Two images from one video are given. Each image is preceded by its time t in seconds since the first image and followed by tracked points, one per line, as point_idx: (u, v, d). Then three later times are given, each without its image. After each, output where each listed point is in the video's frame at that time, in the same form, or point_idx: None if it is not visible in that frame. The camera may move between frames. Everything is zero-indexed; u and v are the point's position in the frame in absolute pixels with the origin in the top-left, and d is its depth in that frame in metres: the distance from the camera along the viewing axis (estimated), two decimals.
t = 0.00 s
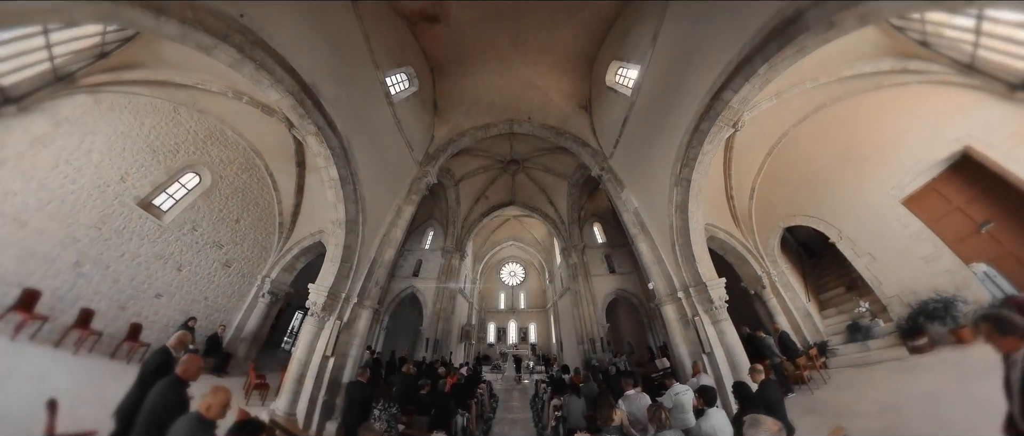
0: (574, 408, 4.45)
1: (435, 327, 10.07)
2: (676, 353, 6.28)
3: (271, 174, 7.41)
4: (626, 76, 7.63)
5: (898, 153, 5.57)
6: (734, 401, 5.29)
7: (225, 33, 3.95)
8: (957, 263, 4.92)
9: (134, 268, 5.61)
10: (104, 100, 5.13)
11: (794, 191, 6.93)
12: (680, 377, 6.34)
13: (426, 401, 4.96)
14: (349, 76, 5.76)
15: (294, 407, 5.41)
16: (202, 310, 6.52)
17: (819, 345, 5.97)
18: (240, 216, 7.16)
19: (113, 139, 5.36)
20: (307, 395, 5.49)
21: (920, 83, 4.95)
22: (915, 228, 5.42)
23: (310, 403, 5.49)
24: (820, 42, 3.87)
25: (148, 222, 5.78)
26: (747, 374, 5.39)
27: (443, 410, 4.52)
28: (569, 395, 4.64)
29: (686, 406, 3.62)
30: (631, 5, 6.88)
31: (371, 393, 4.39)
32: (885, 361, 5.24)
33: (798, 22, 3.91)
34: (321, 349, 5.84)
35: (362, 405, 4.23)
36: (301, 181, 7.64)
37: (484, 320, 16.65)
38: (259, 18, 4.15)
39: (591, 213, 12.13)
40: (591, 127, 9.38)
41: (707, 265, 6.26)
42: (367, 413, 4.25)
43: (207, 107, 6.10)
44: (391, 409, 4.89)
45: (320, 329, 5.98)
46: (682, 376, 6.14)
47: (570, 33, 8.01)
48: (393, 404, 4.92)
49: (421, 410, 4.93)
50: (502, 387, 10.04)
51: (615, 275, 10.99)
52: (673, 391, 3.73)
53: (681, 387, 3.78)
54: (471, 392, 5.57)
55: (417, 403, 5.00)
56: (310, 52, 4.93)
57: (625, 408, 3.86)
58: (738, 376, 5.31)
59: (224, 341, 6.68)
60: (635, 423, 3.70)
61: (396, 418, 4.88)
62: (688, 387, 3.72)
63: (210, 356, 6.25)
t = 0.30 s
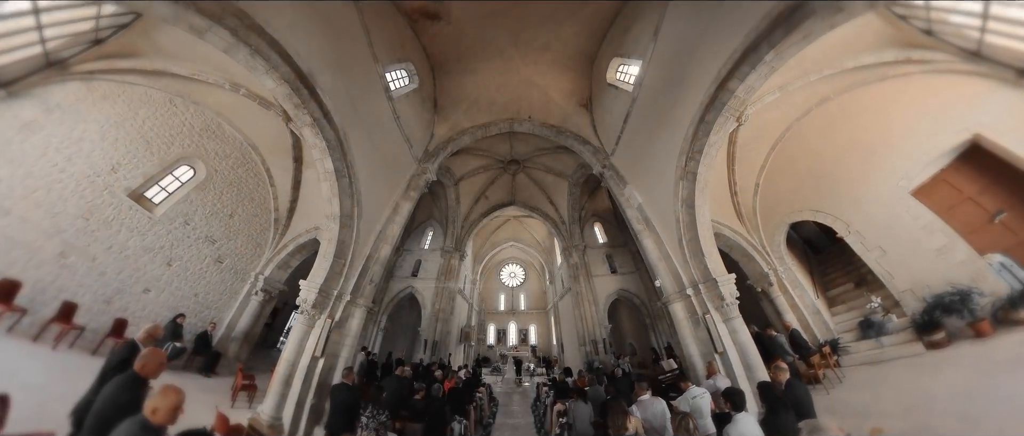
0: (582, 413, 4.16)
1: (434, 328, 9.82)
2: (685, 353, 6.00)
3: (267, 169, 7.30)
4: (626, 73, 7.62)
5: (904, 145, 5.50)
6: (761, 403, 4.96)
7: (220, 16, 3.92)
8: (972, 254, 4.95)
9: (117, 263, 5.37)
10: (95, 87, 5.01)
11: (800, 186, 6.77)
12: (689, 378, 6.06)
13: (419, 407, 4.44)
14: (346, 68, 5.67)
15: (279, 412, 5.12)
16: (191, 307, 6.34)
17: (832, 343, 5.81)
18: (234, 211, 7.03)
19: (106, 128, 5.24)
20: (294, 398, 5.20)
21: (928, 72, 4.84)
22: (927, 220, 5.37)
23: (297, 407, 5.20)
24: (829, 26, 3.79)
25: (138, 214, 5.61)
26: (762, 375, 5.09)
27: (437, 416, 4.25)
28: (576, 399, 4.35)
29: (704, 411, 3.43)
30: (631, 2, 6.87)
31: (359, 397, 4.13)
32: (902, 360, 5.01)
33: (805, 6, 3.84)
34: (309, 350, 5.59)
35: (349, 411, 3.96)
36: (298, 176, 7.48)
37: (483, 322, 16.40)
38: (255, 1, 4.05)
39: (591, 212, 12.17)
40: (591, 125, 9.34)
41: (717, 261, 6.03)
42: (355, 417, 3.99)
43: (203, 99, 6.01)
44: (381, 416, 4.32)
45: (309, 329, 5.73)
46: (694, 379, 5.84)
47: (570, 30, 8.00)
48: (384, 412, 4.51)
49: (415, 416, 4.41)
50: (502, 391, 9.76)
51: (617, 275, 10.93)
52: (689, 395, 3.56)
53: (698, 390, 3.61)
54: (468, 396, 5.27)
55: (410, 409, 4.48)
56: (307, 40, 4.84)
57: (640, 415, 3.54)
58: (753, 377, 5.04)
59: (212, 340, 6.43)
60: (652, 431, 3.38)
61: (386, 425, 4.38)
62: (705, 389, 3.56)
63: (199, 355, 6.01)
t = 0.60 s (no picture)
0: (589, 417, 3.99)
1: (432, 329, 9.63)
2: (696, 353, 5.77)
3: (264, 164, 7.22)
4: (626, 70, 7.66)
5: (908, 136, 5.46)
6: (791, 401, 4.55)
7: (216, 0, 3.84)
8: (984, 244, 4.83)
9: (111, 256, 5.23)
10: (91, 76, 4.91)
11: (805, 181, 6.70)
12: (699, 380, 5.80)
13: (412, 413, 4.18)
14: (344, 60, 5.58)
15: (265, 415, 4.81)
16: (182, 302, 6.10)
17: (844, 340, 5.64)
18: (230, 206, 6.92)
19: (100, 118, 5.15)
20: (279, 401, 4.87)
21: (933, 63, 4.78)
22: (936, 211, 5.31)
23: (284, 409, 4.89)
24: (835, 10, 3.72)
25: (129, 205, 5.51)
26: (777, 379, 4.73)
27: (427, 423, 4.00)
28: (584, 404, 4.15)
29: (721, 414, 3.32)
30: None
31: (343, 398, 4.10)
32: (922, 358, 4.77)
33: None
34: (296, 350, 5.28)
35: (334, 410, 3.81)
36: (295, 172, 7.38)
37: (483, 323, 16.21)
38: None
39: (592, 212, 12.15)
40: (591, 124, 9.30)
41: (725, 256, 5.82)
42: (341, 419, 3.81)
43: (200, 91, 5.97)
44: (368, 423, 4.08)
45: (299, 327, 5.48)
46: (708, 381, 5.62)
47: (570, 29, 8.03)
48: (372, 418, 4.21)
49: (407, 422, 4.15)
50: (502, 393, 9.53)
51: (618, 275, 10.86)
52: (705, 398, 3.45)
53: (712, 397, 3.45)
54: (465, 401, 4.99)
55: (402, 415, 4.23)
56: (303, 29, 4.74)
57: (655, 422, 3.31)
58: (767, 376, 4.78)
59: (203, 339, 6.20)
60: None
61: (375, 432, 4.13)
62: (721, 392, 3.45)
63: (188, 353, 5.82)
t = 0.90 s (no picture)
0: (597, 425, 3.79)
1: (430, 331, 9.48)
2: (706, 354, 5.52)
3: (261, 159, 7.12)
4: (626, 69, 7.69)
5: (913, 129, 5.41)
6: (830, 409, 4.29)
7: None
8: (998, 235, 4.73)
9: (100, 248, 5.07)
10: (87, 65, 4.84)
11: (808, 176, 6.60)
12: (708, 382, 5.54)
13: (404, 421, 4.10)
14: (344, 52, 5.48)
15: (248, 418, 4.53)
16: (172, 298, 5.94)
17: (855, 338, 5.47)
18: (224, 201, 6.81)
19: (92, 107, 5.05)
20: (264, 404, 4.60)
21: (934, 53, 4.69)
22: (947, 201, 5.27)
23: (270, 413, 4.61)
24: None
25: (119, 197, 5.38)
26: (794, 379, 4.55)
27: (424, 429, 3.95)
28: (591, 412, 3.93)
29: (741, 420, 3.20)
30: None
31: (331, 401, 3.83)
32: (940, 355, 4.57)
33: None
34: (284, 350, 5.04)
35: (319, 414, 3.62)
36: (293, 168, 7.27)
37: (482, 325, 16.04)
38: None
39: (593, 213, 12.06)
40: (591, 122, 9.25)
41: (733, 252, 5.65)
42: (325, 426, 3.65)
43: (197, 84, 5.89)
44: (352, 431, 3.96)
45: (288, 326, 5.27)
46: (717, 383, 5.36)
47: (571, 27, 8.02)
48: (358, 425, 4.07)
49: (399, 429, 4.08)
50: (501, 397, 9.34)
51: (619, 275, 10.78)
52: (724, 403, 3.33)
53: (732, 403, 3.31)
54: (462, 407, 4.79)
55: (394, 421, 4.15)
56: (302, 19, 4.65)
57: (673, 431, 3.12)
58: (784, 376, 4.55)
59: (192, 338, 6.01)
60: None
61: None
62: (740, 396, 3.34)
63: (176, 352, 5.60)
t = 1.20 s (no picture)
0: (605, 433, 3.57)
1: (429, 331, 9.34)
2: (717, 354, 5.24)
3: (259, 154, 6.99)
4: (627, 67, 7.71)
5: (919, 120, 5.33)
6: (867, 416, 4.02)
7: None
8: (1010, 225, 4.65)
9: (86, 239, 4.94)
10: (85, 55, 4.77)
11: (812, 170, 6.56)
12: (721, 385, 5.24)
13: (397, 428, 3.91)
14: (342, 43, 5.37)
15: (230, 423, 4.22)
16: (162, 293, 5.81)
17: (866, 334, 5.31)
18: (220, 196, 6.69)
19: (89, 96, 4.99)
20: (246, 407, 4.30)
21: (938, 43, 4.58)
22: (960, 193, 5.11)
23: (253, 417, 4.31)
24: None
25: (111, 188, 5.25)
26: (810, 377, 4.32)
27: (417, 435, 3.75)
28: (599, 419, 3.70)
29: (767, 426, 2.82)
30: None
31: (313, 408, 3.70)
32: (961, 351, 4.36)
33: None
34: (270, 349, 4.78)
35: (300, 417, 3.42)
36: (290, 163, 7.15)
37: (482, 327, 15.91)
38: None
39: (595, 213, 12.00)
40: (592, 121, 9.20)
41: (742, 247, 5.46)
42: (307, 432, 3.58)
43: (194, 76, 5.78)
44: None
45: (276, 324, 5.01)
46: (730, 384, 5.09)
47: (571, 27, 8.05)
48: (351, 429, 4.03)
49: None
50: (502, 400, 9.19)
51: (620, 275, 10.71)
52: (747, 406, 2.98)
53: (757, 408, 2.92)
54: (459, 415, 4.53)
55: (386, 429, 3.95)
56: (303, 10, 4.57)
57: None
58: (801, 375, 4.35)
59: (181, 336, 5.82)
60: None
61: None
62: (765, 399, 2.98)
63: (165, 349, 5.40)
